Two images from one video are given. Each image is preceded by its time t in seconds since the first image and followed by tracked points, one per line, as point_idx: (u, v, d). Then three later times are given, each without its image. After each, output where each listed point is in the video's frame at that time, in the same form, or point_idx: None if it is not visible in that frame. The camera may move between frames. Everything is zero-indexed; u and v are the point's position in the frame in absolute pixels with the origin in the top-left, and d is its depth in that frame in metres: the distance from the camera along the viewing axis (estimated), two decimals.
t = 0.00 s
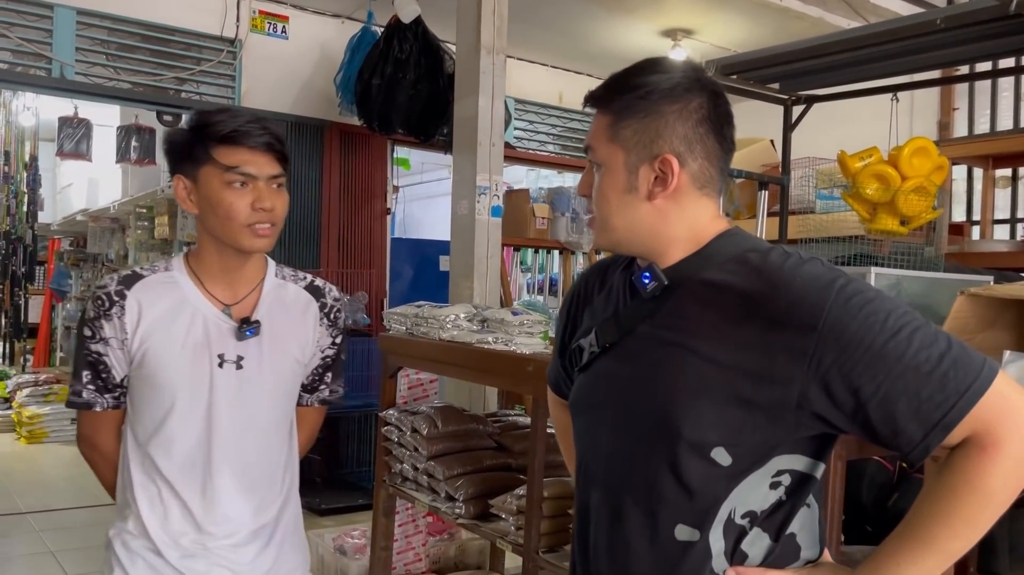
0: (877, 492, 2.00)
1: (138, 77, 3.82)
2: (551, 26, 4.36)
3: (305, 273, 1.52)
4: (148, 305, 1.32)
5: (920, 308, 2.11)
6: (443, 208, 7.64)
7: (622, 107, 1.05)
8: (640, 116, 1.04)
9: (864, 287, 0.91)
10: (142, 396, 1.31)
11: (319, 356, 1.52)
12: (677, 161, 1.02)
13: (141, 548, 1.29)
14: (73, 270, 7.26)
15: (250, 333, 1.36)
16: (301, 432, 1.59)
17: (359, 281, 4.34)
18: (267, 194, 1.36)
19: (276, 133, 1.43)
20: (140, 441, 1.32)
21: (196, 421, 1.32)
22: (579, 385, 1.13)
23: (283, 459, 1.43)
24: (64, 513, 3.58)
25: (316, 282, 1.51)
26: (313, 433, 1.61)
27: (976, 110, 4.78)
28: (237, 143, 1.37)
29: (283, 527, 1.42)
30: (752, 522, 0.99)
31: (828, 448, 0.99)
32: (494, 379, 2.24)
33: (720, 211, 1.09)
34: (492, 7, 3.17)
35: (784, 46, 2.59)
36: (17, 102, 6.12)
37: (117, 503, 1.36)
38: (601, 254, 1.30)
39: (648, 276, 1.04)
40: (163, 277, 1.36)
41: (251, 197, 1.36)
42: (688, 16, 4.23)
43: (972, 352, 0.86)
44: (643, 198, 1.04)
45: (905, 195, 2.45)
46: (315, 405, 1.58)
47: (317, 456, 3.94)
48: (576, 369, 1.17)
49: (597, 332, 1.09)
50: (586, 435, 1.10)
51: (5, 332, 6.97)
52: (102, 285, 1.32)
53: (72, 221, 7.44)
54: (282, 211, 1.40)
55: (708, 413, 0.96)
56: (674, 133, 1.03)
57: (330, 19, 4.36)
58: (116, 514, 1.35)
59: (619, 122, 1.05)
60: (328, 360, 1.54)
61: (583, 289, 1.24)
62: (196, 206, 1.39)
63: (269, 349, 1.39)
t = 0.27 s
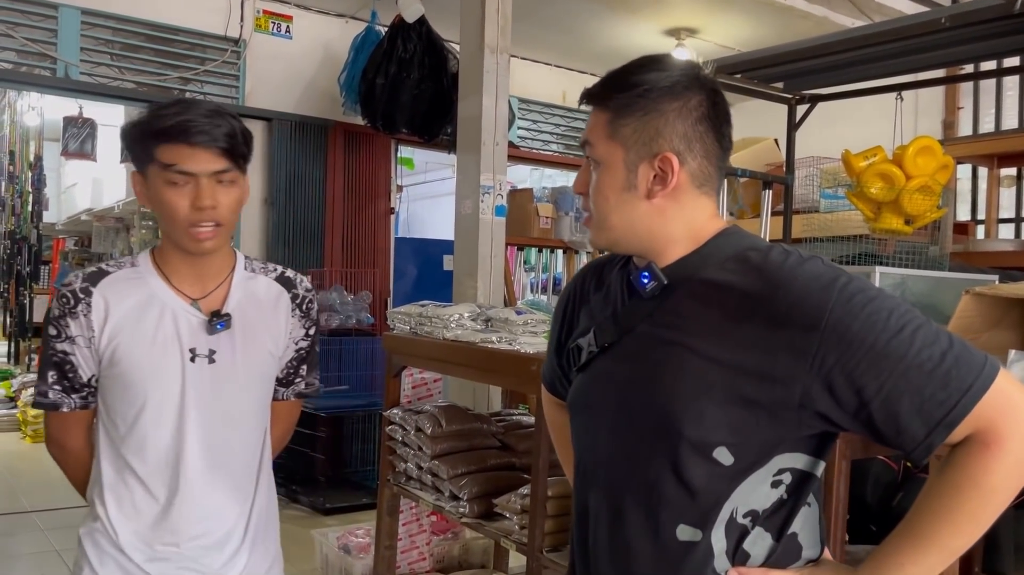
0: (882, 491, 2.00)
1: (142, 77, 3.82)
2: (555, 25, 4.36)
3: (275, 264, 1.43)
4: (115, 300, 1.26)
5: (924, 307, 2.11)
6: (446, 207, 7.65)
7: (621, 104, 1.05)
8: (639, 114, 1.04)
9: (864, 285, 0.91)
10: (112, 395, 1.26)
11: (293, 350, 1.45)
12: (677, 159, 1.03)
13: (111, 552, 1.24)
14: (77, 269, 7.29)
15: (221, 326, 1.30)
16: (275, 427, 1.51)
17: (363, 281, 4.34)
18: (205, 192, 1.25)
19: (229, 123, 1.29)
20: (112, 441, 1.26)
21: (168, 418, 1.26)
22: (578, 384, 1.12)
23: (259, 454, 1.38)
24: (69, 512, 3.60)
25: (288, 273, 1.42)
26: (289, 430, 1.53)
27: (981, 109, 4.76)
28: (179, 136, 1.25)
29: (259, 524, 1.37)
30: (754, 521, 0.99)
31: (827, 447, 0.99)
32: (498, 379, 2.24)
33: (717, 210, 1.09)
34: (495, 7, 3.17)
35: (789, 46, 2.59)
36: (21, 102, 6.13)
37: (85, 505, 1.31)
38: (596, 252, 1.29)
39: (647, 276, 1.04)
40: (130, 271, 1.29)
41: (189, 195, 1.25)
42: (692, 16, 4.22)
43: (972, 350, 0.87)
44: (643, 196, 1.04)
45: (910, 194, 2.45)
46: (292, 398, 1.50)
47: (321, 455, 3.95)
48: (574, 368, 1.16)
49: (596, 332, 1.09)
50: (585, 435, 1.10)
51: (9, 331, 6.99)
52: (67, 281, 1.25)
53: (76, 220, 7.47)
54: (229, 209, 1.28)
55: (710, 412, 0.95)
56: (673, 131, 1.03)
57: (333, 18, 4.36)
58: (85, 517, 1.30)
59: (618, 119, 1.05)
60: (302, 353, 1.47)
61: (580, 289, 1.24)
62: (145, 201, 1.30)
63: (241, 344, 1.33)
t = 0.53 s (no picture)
0: (887, 493, 2.00)
1: (148, 78, 3.84)
2: (560, 26, 4.36)
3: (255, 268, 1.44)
4: (89, 301, 1.27)
5: (930, 308, 2.11)
6: (451, 207, 7.65)
7: (623, 105, 1.06)
8: (642, 115, 1.04)
9: (865, 284, 0.91)
10: (85, 397, 1.27)
11: (272, 354, 1.45)
12: (680, 160, 1.03)
13: (81, 553, 1.24)
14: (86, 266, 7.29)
15: (196, 329, 1.31)
16: (256, 432, 1.51)
17: (368, 281, 4.35)
18: (159, 191, 1.26)
19: (192, 124, 1.30)
20: (85, 442, 1.27)
21: (141, 421, 1.27)
22: (581, 385, 1.12)
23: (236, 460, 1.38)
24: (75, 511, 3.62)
25: (268, 277, 1.43)
26: (271, 436, 1.53)
27: (987, 108, 4.74)
28: (142, 135, 1.27)
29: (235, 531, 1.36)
30: (756, 522, 0.99)
31: (831, 447, 0.99)
32: (504, 379, 2.24)
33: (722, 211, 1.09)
34: (500, 7, 3.17)
35: (794, 46, 2.59)
36: (27, 102, 6.15)
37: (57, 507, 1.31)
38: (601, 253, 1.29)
39: (650, 276, 1.04)
40: (106, 273, 1.31)
41: (146, 194, 1.27)
42: (697, 16, 4.22)
43: (976, 349, 0.87)
44: (645, 197, 1.04)
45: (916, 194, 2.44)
46: (271, 404, 1.50)
47: (326, 455, 3.97)
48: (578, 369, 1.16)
49: (599, 332, 1.09)
50: (587, 435, 1.10)
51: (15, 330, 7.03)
52: (41, 283, 1.26)
53: (83, 220, 7.50)
54: (185, 211, 1.29)
55: (712, 413, 0.95)
56: (676, 131, 1.04)
57: (339, 19, 4.37)
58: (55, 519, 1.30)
59: (621, 120, 1.05)
60: (282, 358, 1.47)
61: (585, 289, 1.24)
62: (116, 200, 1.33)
63: (218, 346, 1.33)
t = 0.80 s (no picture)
0: (894, 494, 2.00)
1: (155, 80, 3.85)
2: (565, 27, 4.37)
3: (247, 269, 1.51)
4: (76, 302, 1.34)
5: (938, 308, 2.11)
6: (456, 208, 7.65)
7: (624, 108, 1.06)
8: (641, 119, 1.04)
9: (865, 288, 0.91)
10: (73, 394, 1.34)
11: (263, 356, 1.53)
12: (680, 163, 1.03)
13: (70, 546, 1.30)
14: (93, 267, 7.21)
15: (182, 329, 1.37)
16: (250, 434, 1.60)
17: (374, 283, 4.36)
18: (167, 187, 1.33)
19: (194, 124, 1.38)
20: (73, 438, 1.34)
21: (126, 421, 1.33)
22: (586, 389, 1.13)
23: (223, 463, 1.44)
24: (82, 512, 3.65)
25: (257, 279, 1.50)
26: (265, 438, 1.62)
27: (994, 108, 4.73)
28: (145, 133, 1.34)
29: (222, 533, 1.42)
30: (761, 528, 0.99)
31: (837, 453, 0.98)
32: (510, 381, 2.25)
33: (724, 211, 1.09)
34: (506, 9, 3.17)
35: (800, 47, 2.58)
36: (34, 103, 6.18)
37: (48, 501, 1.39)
38: (608, 256, 1.29)
39: (652, 280, 1.03)
40: (94, 275, 1.38)
41: (154, 190, 1.33)
42: (703, 17, 4.22)
43: (981, 354, 0.86)
44: (645, 201, 1.05)
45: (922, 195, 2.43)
46: (263, 407, 1.58)
47: (332, 455, 3.97)
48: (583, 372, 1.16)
49: (603, 336, 1.09)
50: (592, 439, 1.11)
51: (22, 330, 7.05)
52: (29, 283, 1.34)
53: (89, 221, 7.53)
54: (191, 207, 1.36)
55: (713, 418, 0.96)
56: (675, 134, 1.03)
57: (345, 20, 4.37)
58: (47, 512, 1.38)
59: (620, 125, 1.05)
60: (273, 361, 1.55)
61: (590, 292, 1.24)
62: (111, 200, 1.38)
63: (203, 346, 1.40)
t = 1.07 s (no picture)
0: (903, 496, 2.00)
1: (163, 83, 3.87)
2: (572, 29, 4.37)
3: (247, 271, 1.57)
4: (78, 307, 1.37)
5: (946, 311, 2.10)
6: (464, 210, 7.65)
7: (587, 109, 1.06)
8: (604, 117, 1.04)
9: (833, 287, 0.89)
10: (77, 399, 1.36)
11: (265, 356, 1.57)
12: (643, 160, 1.02)
13: (76, 550, 1.32)
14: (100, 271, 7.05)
15: (188, 330, 1.41)
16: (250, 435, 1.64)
17: (382, 284, 4.37)
18: (202, 182, 1.42)
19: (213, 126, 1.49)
20: (77, 443, 1.36)
21: (132, 423, 1.35)
22: (562, 391, 1.12)
23: (228, 463, 1.47)
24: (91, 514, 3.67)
25: (259, 280, 1.56)
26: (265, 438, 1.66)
27: (1002, 109, 4.71)
28: (172, 131, 1.43)
29: (228, 534, 1.45)
30: (731, 535, 0.97)
31: (807, 457, 0.96)
32: (516, 383, 2.25)
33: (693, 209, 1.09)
34: (513, 11, 3.18)
35: (808, 49, 2.58)
36: (44, 106, 6.19)
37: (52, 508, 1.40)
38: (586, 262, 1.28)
39: (623, 280, 1.03)
40: (95, 279, 1.41)
41: (188, 184, 1.41)
42: (709, 19, 4.21)
43: (946, 357, 0.84)
44: (613, 199, 1.04)
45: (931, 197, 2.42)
46: (265, 407, 1.63)
47: (340, 457, 3.98)
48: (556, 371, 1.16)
49: (577, 336, 1.09)
50: (567, 442, 1.10)
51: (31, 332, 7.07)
52: (31, 289, 1.37)
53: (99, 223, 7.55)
54: (218, 202, 1.45)
55: (680, 420, 0.94)
56: (640, 132, 1.03)
57: (352, 23, 4.39)
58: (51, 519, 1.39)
59: (583, 125, 1.06)
60: (276, 361, 1.59)
61: (568, 294, 1.23)
62: (130, 198, 1.43)
63: (208, 347, 1.44)
